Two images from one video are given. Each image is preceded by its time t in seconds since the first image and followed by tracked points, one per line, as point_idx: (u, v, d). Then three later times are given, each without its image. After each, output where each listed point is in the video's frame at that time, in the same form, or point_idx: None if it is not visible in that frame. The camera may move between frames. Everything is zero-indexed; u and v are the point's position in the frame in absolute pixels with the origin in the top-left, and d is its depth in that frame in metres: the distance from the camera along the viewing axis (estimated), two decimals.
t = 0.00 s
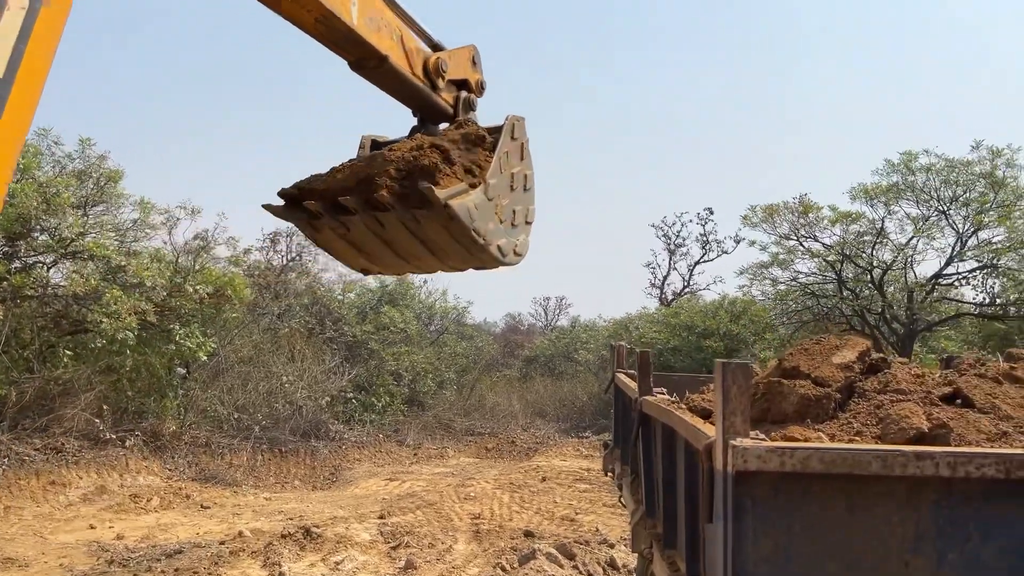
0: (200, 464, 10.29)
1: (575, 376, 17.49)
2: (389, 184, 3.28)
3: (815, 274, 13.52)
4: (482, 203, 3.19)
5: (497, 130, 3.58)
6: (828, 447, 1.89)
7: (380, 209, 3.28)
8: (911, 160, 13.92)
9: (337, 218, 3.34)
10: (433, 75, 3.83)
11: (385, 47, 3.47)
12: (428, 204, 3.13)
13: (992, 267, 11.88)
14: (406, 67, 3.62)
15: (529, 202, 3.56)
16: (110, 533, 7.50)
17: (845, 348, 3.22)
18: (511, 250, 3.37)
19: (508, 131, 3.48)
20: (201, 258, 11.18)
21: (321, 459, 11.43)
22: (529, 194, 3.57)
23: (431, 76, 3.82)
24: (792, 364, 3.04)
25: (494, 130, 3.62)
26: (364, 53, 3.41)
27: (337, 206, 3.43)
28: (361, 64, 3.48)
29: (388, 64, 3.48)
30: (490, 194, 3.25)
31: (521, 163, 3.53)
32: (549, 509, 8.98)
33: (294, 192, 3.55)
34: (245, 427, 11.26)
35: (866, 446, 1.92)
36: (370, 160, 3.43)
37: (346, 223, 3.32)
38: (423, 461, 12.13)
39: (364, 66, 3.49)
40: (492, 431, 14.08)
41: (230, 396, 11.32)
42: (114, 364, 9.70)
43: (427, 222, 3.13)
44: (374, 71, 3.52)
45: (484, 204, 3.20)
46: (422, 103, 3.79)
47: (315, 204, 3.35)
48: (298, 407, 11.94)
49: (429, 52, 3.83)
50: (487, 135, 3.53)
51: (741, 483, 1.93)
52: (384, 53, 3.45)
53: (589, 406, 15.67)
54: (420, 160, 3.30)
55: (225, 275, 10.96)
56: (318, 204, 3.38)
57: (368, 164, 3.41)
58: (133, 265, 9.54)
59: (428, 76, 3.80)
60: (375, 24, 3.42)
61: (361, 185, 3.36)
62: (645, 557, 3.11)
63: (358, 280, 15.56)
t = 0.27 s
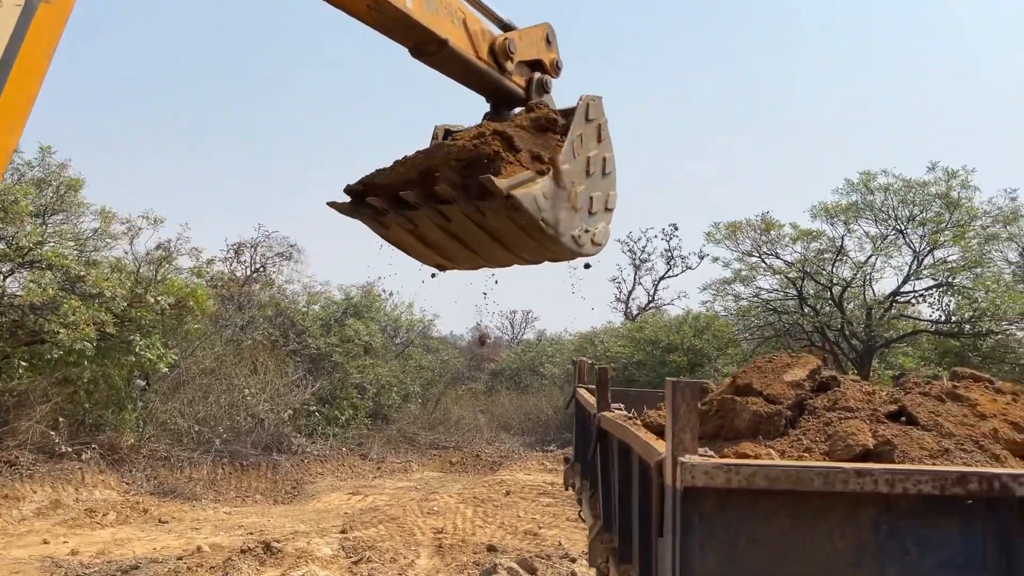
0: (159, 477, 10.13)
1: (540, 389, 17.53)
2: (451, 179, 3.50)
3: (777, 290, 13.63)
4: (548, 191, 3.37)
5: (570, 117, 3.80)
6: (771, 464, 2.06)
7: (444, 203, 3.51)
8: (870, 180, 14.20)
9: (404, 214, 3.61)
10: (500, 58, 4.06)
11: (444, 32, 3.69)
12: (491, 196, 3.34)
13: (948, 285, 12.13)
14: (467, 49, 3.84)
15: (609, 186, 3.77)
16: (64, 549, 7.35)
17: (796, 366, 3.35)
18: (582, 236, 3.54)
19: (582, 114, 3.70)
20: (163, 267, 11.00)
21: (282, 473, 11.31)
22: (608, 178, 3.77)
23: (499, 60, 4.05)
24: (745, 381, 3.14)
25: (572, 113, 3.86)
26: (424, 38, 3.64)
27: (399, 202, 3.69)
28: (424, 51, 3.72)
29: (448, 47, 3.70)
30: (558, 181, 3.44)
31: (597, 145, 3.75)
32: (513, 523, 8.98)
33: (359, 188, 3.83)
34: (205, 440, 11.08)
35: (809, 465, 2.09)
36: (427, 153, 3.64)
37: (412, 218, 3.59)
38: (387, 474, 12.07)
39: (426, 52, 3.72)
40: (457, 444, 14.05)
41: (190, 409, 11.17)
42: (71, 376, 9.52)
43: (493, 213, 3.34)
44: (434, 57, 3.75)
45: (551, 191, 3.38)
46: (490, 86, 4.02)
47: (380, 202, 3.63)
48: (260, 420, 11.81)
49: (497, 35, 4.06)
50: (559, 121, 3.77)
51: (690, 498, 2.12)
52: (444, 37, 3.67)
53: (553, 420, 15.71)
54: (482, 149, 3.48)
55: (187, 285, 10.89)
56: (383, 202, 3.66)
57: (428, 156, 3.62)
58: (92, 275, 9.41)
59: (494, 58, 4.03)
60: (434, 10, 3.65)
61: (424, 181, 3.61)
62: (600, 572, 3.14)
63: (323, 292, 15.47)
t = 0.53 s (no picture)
0: (121, 489, 9.94)
1: (509, 401, 17.53)
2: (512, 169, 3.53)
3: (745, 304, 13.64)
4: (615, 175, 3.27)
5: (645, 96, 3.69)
6: (720, 476, 2.16)
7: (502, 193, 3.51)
8: (836, 197, 14.42)
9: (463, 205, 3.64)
10: (569, 38, 3.91)
11: (502, 14, 3.58)
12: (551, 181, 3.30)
13: (911, 301, 12.31)
14: (528, 30, 3.70)
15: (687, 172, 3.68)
16: (21, 561, 7.21)
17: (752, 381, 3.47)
18: (660, 226, 3.46)
19: (657, 93, 3.58)
20: (128, 275, 10.83)
21: (247, 485, 11.18)
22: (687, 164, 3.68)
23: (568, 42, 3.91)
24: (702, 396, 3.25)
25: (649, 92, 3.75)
26: (481, 21, 3.55)
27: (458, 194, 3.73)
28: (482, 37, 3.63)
29: (506, 29, 3.59)
30: (628, 164, 3.35)
31: (675, 127, 3.64)
32: (480, 536, 8.95)
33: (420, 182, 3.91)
34: (169, 451, 10.91)
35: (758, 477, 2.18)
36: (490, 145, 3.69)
37: (473, 214, 3.62)
38: (353, 486, 11.99)
39: (485, 37, 3.63)
40: (425, 456, 14.00)
41: (154, 419, 11.00)
42: (31, 385, 9.40)
43: (554, 200, 3.29)
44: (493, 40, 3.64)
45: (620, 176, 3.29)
46: (557, 69, 3.89)
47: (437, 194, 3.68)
48: (225, 431, 11.66)
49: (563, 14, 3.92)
50: (633, 101, 3.70)
51: (642, 510, 2.18)
52: (500, 19, 3.56)
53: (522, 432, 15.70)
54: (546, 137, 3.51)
55: (153, 294, 10.82)
56: (441, 196, 3.70)
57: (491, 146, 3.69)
58: (55, 283, 9.33)
59: (563, 39, 3.88)
60: None
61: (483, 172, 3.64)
62: None
63: (292, 302, 15.37)
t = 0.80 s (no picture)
0: (89, 497, 9.80)
1: (485, 411, 17.53)
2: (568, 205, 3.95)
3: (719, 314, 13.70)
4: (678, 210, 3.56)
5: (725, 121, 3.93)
6: (681, 486, 2.41)
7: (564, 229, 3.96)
8: (809, 209, 14.60)
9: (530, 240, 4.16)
10: (639, 63, 4.24)
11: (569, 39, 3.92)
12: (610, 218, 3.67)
13: (882, 313, 12.47)
14: (597, 56, 4.05)
15: (771, 203, 3.93)
16: None
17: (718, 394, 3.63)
18: (739, 260, 3.74)
19: (738, 124, 3.84)
20: (100, 281, 10.70)
21: (219, 494, 11.09)
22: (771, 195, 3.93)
23: (641, 67, 4.25)
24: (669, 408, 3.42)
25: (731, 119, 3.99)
26: (550, 48, 3.90)
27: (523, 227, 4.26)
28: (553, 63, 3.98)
29: (574, 52, 3.92)
30: (706, 200, 3.64)
31: (759, 158, 3.90)
32: (453, 545, 8.94)
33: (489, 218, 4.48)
34: (140, 459, 10.79)
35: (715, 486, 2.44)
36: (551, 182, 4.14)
37: (545, 246, 4.09)
38: (327, 495, 11.94)
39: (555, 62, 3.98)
40: (399, 465, 13.96)
41: (125, 427, 10.87)
42: None
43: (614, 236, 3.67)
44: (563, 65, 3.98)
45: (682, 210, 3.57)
46: (629, 94, 4.22)
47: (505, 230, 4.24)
48: (197, 439, 11.55)
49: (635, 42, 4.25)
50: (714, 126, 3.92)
51: (605, 519, 2.44)
52: (570, 43, 3.90)
53: (497, 442, 15.70)
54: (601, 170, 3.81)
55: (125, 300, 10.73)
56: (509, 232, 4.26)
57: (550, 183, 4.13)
58: (24, 289, 9.35)
59: (637, 65, 4.25)
60: (558, 17, 3.88)
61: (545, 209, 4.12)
62: None
63: (267, 310, 15.29)
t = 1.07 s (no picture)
0: (65, 504, 9.68)
1: (466, 418, 17.51)
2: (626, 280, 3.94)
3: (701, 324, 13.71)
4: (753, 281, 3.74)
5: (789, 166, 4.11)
6: (654, 493, 2.43)
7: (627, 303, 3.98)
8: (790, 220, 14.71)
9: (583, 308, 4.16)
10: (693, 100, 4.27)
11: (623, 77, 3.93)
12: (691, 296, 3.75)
13: (861, 323, 12.57)
14: (651, 93, 4.06)
15: (839, 245, 4.19)
16: None
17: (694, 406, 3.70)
18: (815, 314, 3.97)
19: (803, 172, 4.04)
20: (78, 286, 10.59)
21: (197, 501, 10.99)
22: (838, 236, 4.17)
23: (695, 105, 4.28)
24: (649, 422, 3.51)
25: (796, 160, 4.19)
26: (604, 86, 3.91)
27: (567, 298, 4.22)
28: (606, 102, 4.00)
29: (627, 90, 3.93)
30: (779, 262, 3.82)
31: (826, 203, 4.13)
32: (433, 554, 8.90)
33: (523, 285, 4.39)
34: (117, 466, 10.67)
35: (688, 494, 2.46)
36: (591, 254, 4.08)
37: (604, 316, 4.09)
38: (306, 503, 11.87)
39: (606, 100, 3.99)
40: (380, 473, 13.91)
41: (102, 433, 10.75)
42: None
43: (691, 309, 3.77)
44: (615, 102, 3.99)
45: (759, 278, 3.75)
46: (683, 133, 4.26)
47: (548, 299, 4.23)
48: (175, 446, 11.46)
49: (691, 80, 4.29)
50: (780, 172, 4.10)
51: (578, 526, 2.45)
52: (623, 81, 3.91)
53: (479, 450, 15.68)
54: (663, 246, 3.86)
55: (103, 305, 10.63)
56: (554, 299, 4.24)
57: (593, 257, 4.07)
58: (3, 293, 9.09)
59: (692, 104, 4.29)
60: (611, 56, 3.90)
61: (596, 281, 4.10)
62: None
63: (247, 316, 15.21)
